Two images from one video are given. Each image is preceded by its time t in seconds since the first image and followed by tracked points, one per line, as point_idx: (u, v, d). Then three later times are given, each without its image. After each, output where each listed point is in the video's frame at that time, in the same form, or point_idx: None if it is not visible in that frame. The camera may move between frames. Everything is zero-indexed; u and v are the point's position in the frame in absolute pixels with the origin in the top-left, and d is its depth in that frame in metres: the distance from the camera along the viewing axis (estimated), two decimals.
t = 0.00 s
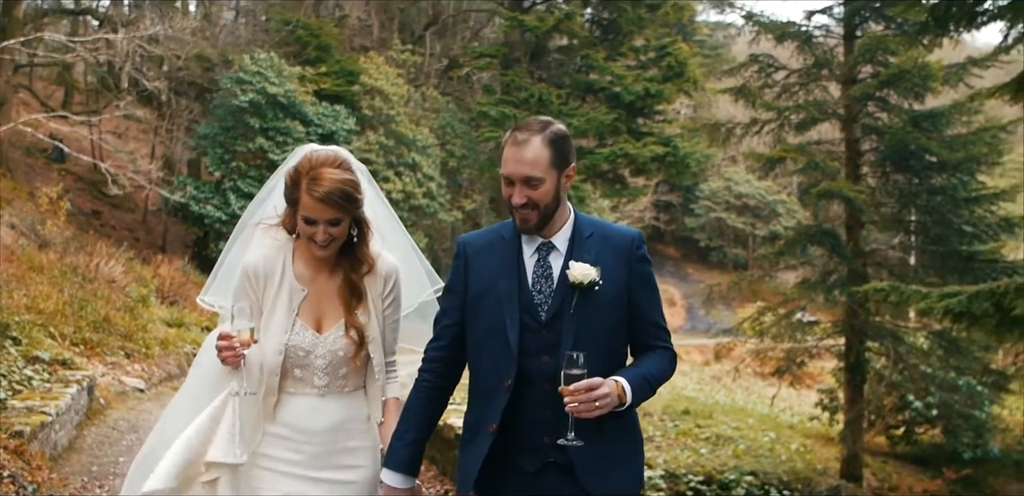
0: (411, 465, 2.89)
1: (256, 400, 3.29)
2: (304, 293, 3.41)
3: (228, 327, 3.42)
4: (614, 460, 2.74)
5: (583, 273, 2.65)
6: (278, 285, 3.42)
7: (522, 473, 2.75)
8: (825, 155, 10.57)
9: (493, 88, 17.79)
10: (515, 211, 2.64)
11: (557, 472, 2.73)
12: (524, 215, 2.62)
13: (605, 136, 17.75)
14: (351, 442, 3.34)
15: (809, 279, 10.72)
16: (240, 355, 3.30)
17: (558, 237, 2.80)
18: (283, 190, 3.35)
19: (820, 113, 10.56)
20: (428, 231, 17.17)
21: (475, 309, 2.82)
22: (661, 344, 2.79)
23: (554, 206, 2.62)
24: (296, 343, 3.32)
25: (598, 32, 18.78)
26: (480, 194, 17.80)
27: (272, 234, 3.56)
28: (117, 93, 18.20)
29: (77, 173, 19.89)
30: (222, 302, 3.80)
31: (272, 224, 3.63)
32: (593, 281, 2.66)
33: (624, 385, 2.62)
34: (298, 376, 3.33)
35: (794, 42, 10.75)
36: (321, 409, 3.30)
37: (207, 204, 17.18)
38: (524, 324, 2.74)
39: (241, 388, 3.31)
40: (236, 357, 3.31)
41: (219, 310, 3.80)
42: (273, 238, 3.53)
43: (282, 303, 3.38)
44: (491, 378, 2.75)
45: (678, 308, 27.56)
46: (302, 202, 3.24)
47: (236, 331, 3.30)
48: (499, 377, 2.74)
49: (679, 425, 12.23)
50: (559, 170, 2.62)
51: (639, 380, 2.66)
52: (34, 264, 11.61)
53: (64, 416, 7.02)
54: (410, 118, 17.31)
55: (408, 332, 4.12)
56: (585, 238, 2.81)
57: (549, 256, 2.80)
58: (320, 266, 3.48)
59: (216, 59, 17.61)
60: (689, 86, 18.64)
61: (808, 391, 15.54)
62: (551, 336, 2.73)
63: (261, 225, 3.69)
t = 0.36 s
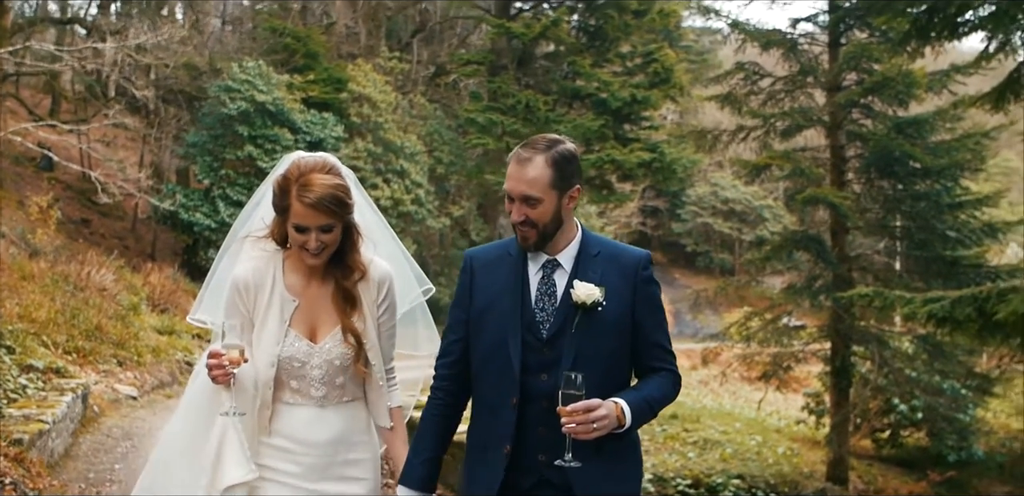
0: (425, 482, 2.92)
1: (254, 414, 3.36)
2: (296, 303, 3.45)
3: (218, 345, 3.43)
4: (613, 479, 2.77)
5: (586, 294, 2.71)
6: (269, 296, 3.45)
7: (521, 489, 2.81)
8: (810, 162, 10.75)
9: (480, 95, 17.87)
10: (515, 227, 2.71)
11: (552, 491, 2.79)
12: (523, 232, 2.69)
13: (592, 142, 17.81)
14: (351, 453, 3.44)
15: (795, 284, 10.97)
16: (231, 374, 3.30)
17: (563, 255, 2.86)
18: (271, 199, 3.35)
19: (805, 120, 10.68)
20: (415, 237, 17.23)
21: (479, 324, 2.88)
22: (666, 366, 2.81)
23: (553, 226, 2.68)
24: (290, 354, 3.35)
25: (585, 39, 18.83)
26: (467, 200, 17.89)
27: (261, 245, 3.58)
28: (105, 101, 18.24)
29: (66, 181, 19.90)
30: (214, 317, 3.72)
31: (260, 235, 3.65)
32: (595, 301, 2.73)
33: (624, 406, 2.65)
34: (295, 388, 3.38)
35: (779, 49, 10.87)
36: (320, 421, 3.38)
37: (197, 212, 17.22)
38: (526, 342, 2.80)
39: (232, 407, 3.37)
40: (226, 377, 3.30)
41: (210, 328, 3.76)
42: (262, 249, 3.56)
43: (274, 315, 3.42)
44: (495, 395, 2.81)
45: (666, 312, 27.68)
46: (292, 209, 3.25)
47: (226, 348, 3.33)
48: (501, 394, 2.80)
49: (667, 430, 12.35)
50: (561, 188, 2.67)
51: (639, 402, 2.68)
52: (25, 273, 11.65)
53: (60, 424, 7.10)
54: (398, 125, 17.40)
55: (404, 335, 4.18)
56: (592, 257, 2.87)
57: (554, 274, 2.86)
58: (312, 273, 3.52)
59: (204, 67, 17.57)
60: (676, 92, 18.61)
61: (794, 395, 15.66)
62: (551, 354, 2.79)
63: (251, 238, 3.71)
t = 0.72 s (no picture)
0: (433, 476, 2.96)
1: (257, 414, 3.39)
2: (299, 305, 3.45)
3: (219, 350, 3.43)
4: (617, 481, 2.78)
5: (597, 292, 2.74)
6: (271, 298, 3.45)
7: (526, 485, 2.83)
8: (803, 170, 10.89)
9: (473, 103, 17.95)
10: (532, 223, 2.72)
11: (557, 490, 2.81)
12: (541, 228, 2.71)
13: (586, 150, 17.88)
14: (356, 450, 3.49)
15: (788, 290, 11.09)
16: (227, 384, 3.31)
17: (577, 252, 2.89)
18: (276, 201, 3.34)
19: (797, 128, 10.84)
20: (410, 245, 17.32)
21: (490, 320, 2.92)
22: (679, 372, 2.81)
23: (571, 221, 2.70)
24: (294, 355, 3.37)
25: (578, 46, 18.88)
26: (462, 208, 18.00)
27: (264, 246, 3.59)
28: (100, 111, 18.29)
29: (61, 190, 19.96)
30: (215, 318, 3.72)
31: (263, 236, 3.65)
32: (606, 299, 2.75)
33: (629, 410, 2.67)
34: (299, 388, 3.40)
35: (772, 58, 10.98)
36: (325, 423, 3.41)
37: (192, 220, 17.28)
38: (536, 339, 2.83)
39: (230, 416, 3.38)
40: (222, 386, 3.31)
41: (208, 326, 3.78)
42: (266, 249, 3.57)
43: (277, 316, 3.42)
44: (504, 391, 2.84)
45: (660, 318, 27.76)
46: (298, 213, 3.23)
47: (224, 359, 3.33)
48: (511, 391, 2.83)
49: (662, 435, 12.44)
50: (580, 184, 2.70)
51: (646, 405, 2.69)
52: (23, 282, 11.72)
53: (61, 432, 7.18)
54: (393, 133, 17.48)
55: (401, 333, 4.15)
56: (606, 257, 2.89)
57: (566, 271, 2.89)
58: (315, 274, 3.52)
59: (200, 76, 17.65)
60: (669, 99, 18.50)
61: (787, 400, 15.75)
62: (560, 351, 2.80)
63: (254, 239, 3.72)
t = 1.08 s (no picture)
0: (439, 472, 3.07)
1: (264, 417, 3.46)
2: (305, 307, 3.54)
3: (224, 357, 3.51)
4: (621, 479, 2.83)
5: (609, 289, 2.79)
6: (277, 301, 3.54)
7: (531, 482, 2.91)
8: (801, 179, 11.02)
9: (474, 112, 18.04)
10: (546, 221, 2.80)
11: (562, 487, 2.87)
12: (554, 226, 2.78)
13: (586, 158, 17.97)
14: (366, 451, 3.55)
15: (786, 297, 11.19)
16: (238, 388, 3.33)
17: (589, 251, 2.96)
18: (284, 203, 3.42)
19: (795, 137, 10.96)
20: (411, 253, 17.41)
21: (502, 316, 3.00)
22: (689, 372, 2.86)
23: (582, 219, 2.77)
24: (301, 357, 3.45)
25: (578, 56, 18.99)
26: (463, 217, 18.12)
27: (270, 250, 3.67)
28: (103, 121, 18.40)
29: (64, 199, 20.05)
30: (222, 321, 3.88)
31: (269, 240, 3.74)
32: (618, 297, 2.80)
33: (636, 405, 2.71)
34: (306, 390, 3.48)
35: (769, 67, 11.09)
36: (332, 424, 3.48)
37: (195, 229, 17.35)
38: (546, 336, 2.90)
39: (240, 421, 3.45)
40: (233, 390, 3.33)
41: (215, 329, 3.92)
42: (272, 254, 3.65)
43: (284, 319, 3.51)
44: (514, 388, 2.91)
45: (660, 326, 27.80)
46: (305, 217, 3.31)
47: (233, 362, 3.34)
48: (521, 387, 2.90)
49: (662, 442, 12.52)
50: (591, 181, 2.76)
51: (654, 402, 2.74)
52: (27, 291, 11.79)
53: (67, 438, 7.27)
54: (394, 142, 17.57)
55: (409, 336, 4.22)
56: (619, 256, 2.96)
57: (578, 268, 2.96)
58: (319, 277, 3.61)
59: (202, 86, 17.73)
60: (669, 108, 18.52)
61: (787, 407, 15.81)
62: (569, 349, 2.88)
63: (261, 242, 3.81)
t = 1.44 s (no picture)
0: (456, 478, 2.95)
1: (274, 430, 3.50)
2: (315, 319, 3.55)
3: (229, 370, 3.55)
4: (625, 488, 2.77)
5: (614, 297, 2.75)
6: (287, 313, 3.55)
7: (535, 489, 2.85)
8: (803, 185, 11.12)
9: (479, 118, 18.13)
10: (546, 226, 2.82)
11: None
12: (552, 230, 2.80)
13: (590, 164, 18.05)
14: (376, 463, 3.58)
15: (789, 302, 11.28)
16: (245, 398, 3.40)
17: (597, 257, 2.93)
18: (294, 214, 3.48)
19: (797, 143, 11.05)
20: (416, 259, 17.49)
21: (511, 320, 2.96)
22: (697, 381, 2.79)
23: (582, 226, 2.78)
24: (309, 369, 3.46)
25: (582, 63, 19.06)
26: (468, 223, 18.23)
27: (280, 262, 3.69)
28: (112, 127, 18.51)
29: (72, 205, 20.17)
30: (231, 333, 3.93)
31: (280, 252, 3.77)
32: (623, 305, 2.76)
33: (641, 413, 2.66)
34: (315, 402, 3.49)
35: (772, 74, 11.20)
36: (342, 436, 3.50)
37: (202, 235, 17.43)
38: (553, 342, 2.86)
39: (248, 432, 3.51)
40: (240, 401, 3.40)
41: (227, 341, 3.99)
42: (282, 265, 3.67)
43: (292, 331, 3.52)
44: (522, 394, 2.87)
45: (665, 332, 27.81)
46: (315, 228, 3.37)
47: (240, 375, 3.42)
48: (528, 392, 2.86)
49: (666, 446, 12.60)
50: (589, 190, 2.76)
51: (659, 411, 2.68)
52: (37, 296, 11.88)
53: (77, 441, 7.38)
54: (399, 148, 17.66)
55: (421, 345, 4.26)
56: (627, 262, 2.91)
57: (586, 276, 2.93)
58: (329, 289, 3.63)
59: (209, 93, 17.80)
60: (673, 114, 18.55)
61: (790, 411, 15.87)
62: (576, 355, 2.83)
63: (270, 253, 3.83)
